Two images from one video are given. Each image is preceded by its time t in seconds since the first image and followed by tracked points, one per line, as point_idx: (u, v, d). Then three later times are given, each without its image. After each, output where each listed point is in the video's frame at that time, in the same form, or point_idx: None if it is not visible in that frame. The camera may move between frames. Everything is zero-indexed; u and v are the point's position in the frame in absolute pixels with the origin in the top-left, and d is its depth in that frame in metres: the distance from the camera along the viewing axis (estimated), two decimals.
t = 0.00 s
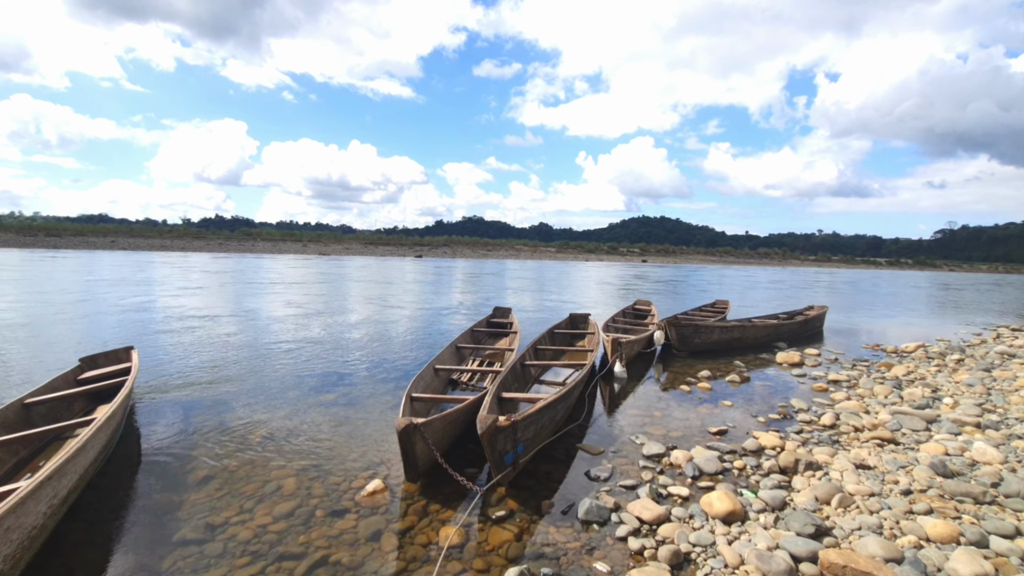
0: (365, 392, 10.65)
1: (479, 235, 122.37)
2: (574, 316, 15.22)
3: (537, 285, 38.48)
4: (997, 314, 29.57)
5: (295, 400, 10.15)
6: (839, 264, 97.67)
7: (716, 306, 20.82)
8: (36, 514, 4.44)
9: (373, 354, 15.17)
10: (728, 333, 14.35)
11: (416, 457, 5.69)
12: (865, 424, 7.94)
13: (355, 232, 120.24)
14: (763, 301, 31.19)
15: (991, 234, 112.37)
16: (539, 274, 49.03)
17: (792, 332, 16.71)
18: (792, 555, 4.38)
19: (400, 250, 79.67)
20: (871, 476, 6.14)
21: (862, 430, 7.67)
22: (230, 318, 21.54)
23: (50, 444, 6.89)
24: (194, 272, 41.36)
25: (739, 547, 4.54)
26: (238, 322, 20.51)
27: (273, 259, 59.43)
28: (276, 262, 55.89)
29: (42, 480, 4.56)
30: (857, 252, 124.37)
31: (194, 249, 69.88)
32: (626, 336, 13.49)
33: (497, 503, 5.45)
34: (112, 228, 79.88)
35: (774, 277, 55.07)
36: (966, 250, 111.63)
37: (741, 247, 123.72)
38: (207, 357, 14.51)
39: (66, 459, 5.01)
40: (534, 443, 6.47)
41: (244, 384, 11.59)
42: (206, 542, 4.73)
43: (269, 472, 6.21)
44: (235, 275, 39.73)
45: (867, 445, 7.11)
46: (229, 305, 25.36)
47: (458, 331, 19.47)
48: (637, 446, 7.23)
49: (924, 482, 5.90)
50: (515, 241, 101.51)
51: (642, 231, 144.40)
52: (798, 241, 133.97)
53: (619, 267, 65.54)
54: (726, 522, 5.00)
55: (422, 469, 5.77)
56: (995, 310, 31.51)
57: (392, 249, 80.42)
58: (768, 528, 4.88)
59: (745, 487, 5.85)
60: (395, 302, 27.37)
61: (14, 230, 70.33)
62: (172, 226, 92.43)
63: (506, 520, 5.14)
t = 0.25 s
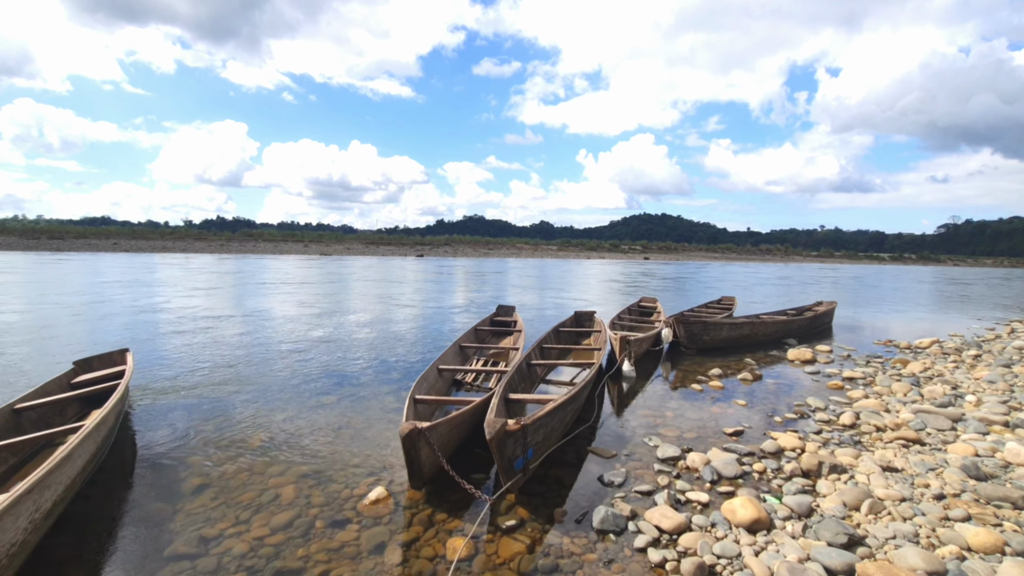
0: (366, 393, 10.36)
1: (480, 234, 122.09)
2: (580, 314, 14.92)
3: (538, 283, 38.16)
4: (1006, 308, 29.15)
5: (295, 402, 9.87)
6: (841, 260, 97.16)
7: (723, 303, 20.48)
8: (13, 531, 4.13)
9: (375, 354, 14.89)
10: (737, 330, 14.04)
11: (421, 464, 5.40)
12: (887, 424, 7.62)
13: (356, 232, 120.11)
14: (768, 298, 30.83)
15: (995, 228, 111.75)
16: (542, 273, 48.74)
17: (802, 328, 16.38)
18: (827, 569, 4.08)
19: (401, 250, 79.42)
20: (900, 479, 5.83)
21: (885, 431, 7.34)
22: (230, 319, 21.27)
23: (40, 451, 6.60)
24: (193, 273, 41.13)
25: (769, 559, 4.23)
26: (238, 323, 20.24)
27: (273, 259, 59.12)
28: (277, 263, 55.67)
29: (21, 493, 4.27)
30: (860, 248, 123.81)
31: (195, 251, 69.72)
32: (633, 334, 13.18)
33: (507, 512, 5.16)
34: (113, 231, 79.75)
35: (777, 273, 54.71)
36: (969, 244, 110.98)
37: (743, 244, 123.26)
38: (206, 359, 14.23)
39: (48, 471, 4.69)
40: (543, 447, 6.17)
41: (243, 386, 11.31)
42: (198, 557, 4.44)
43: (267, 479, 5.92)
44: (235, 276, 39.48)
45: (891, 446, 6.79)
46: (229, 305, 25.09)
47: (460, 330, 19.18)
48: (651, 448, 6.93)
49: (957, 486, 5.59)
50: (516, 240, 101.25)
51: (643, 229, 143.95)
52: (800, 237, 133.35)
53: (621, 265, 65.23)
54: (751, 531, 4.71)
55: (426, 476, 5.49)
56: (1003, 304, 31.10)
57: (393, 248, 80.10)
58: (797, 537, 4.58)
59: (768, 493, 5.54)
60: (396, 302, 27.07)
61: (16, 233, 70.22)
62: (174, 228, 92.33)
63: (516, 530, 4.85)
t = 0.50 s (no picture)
0: (367, 393, 10.18)
1: (481, 232, 121.85)
2: (583, 310, 14.70)
3: (540, 280, 37.93)
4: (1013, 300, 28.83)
5: (294, 402, 9.70)
6: (843, 254, 96.76)
7: (727, 298, 20.24)
8: None
9: (376, 352, 14.70)
10: (743, 326, 13.81)
11: (424, 468, 5.19)
12: (903, 420, 7.39)
13: (357, 231, 119.96)
14: (772, 293, 30.56)
15: (996, 221, 111.34)
16: (543, 270, 48.54)
17: (808, 323, 16.14)
18: None
19: (402, 249, 79.22)
20: (921, 479, 5.61)
21: (901, 428, 7.11)
22: (230, 319, 21.10)
23: (30, 456, 6.45)
24: (194, 273, 41.00)
25: (791, 567, 4.02)
26: (237, 323, 20.08)
27: (274, 259, 58.98)
28: (278, 262, 55.56)
29: None
30: (861, 241, 123.39)
31: (196, 251, 69.62)
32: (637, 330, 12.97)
33: (514, 518, 4.96)
34: (114, 232, 79.64)
35: (780, 268, 54.42)
36: (972, 237, 110.52)
37: (744, 239, 122.87)
38: (205, 359, 14.07)
39: (27, 482, 4.50)
40: (550, 449, 5.97)
41: (241, 387, 11.14)
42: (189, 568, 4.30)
43: (262, 486, 5.79)
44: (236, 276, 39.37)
45: (909, 443, 6.56)
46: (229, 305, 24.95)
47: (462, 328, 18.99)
48: (660, 448, 6.72)
49: (981, 485, 5.36)
50: (516, 238, 101.00)
51: (644, 225, 143.58)
52: (801, 232, 132.97)
53: (623, 261, 64.96)
54: (770, 535, 4.50)
55: (428, 481, 5.29)
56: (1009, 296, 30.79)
57: (394, 247, 79.88)
58: (820, 542, 4.35)
59: (785, 495, 5.32)
60: (397, 300, 26.86)
61: (16, 235, 70.12)
62: (174, 229, 92.24)
63: (523, 536, 4.65)
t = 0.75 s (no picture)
0: (363, 388, 9.90)
1: (482, 228, 121.47)
2: (586, 305, 14.37)
3: (541, 275, 37.59)
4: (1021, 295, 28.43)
5: (288, 397, 9.43)
6: (846, 249, 96.17)
7: (732, 292, 19.89)
8: None
9: (374, 347, 14.41)
10: (750, 320, 13.47)
11: (421, 469, 4.91)
12: (923, 417, 7.04)
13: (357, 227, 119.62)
14: (776, 288, 30.17)
15: (1000, 216, 110.67)
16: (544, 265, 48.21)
17: (816, 317, 15.78)
18: None
19: (402, 244, 78.91)
20: (948, 480, 5.28)
21: (922, 426, 6.78)
22: (228, 313, 20.84)
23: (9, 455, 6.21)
24: (194, 268, 40.77)
25: None
26: (235, 318, 19.82)
27: (274, 255, 58.75)
28: (279, 257, 55.31)
29: None
30: (864, 237, 122.78)
31: (197, 247, 69.45)
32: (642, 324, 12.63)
33: (516, 522, 4.66)
34: (114, 227, 79.47)
35: (783, 263, 54.03)
36: (976, 232, 109.80)
37: (746, 234, 122.37)
38: (201, 353, 13.81)
39: None
40: (554, 448, 5.66)
41: (235, 381, 10.87)
42: None
43: (250, 487, 5.55)
44: (235, 271, 39.15)
45: (932, 442, 6.23)
46: (227, 300, 24.71)
47: (463, 323, 18.68)
48: (669, 446, 6.41)
49: (1014, 487, 5.03)
50: (517, 233, 100.69)
51: (645, 220, 143.06)
52: (804, 227, 132.34)
53: (624, 256, 64.59)
54: (792, 542, 4.19)
55: (426, 482, 5.01)
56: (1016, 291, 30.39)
57: (395, 243, 79.58)
58: (846, 550, 4.05)
59: (805, 498, 5.01)
60: (397, 295, 26.56)
61: (16, 230, 69.96)
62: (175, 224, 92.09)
63: (526, 542, 4.36)
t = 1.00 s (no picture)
0: (361, 382, 9.75)
1: (483, 220, 120.95)
2: (588, 297, 14.17)
3: (542, 267, 37.34)
4: None
5: (285, 391, 9.29)
6: (848, 242, 95.71)
7: (735, 285, 19.66)
8: None
9: (373, 339, 14.25)
10: (754, 313, 13.28)
11: (418, 470, 4.77)
12: (935, 414, 6.84)
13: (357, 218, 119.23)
14: (779, 280, 29.92)
15: (1002, 208, 110.18)
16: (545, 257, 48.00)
17: (820, 311, 15.57)
18: None
19: (402, 235, 78.63)
20: (964, 480, 5.07)
21: (935, 423, 6.59)
22: (226, 305, 20.71)
23: None
24: (193, 260, 40.62)
25: None
26: (234, 310, 19.68)
27: (274, 247, 58.46)
28: (279, 249, 55.09)
29: None
30: (865, 229, 122.34)
31: (197, 238, 69.25)
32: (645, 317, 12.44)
33: (518, 526, 4.51)
34: (114, 219, 79.20)
35: (784, 255, 53.81)
36: (978, 224, 109.26)
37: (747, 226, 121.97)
38: (198, 345, 13.68)
39: None
40: (557, 447, 5.50)
41: (232, 373, 10.72)
42: None
43: (242, 488, 5.48)
44: (235, 263, 38.96)
45: (947, 441, 6.03)
46: (226, 291, 24.56)
47: (463, 316, 18.52)
48: (675, 445, 6.24)
49: None
50: (517, 225, 100.35)
51: (646, 212, 142.55)
52: (805, 219, 131.89)
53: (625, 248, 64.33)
54: (806, 548, 4.03)
55: (423, 483, 4.87)
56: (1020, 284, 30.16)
57: (395, 235, 79.21)
58: (864, 557, 3.89)
59: (817, 500, 4.84)
60: (397, 287, 26.37)
61: (15, 221, 69.72)
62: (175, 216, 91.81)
63: (528, 547, 4.21)
